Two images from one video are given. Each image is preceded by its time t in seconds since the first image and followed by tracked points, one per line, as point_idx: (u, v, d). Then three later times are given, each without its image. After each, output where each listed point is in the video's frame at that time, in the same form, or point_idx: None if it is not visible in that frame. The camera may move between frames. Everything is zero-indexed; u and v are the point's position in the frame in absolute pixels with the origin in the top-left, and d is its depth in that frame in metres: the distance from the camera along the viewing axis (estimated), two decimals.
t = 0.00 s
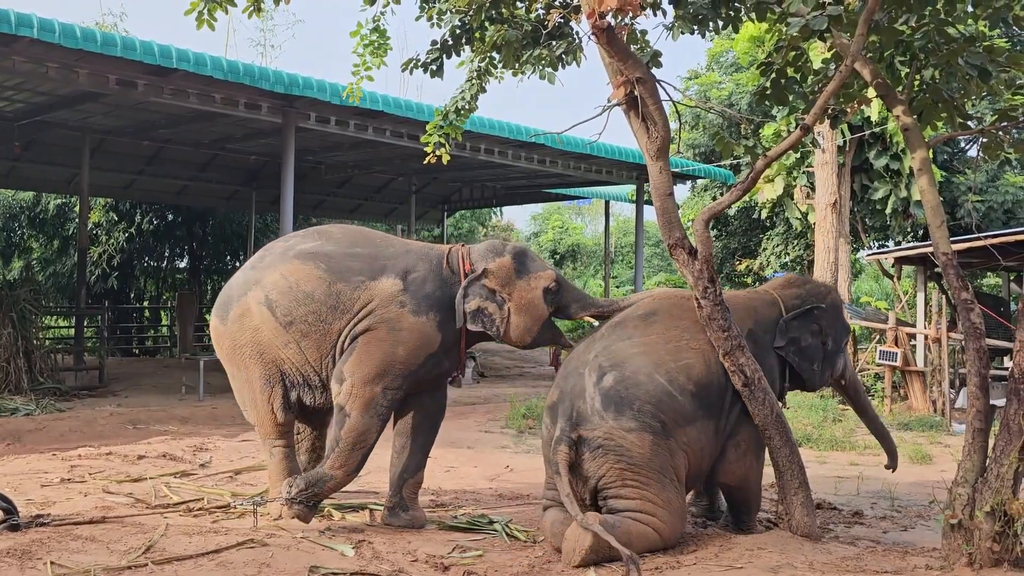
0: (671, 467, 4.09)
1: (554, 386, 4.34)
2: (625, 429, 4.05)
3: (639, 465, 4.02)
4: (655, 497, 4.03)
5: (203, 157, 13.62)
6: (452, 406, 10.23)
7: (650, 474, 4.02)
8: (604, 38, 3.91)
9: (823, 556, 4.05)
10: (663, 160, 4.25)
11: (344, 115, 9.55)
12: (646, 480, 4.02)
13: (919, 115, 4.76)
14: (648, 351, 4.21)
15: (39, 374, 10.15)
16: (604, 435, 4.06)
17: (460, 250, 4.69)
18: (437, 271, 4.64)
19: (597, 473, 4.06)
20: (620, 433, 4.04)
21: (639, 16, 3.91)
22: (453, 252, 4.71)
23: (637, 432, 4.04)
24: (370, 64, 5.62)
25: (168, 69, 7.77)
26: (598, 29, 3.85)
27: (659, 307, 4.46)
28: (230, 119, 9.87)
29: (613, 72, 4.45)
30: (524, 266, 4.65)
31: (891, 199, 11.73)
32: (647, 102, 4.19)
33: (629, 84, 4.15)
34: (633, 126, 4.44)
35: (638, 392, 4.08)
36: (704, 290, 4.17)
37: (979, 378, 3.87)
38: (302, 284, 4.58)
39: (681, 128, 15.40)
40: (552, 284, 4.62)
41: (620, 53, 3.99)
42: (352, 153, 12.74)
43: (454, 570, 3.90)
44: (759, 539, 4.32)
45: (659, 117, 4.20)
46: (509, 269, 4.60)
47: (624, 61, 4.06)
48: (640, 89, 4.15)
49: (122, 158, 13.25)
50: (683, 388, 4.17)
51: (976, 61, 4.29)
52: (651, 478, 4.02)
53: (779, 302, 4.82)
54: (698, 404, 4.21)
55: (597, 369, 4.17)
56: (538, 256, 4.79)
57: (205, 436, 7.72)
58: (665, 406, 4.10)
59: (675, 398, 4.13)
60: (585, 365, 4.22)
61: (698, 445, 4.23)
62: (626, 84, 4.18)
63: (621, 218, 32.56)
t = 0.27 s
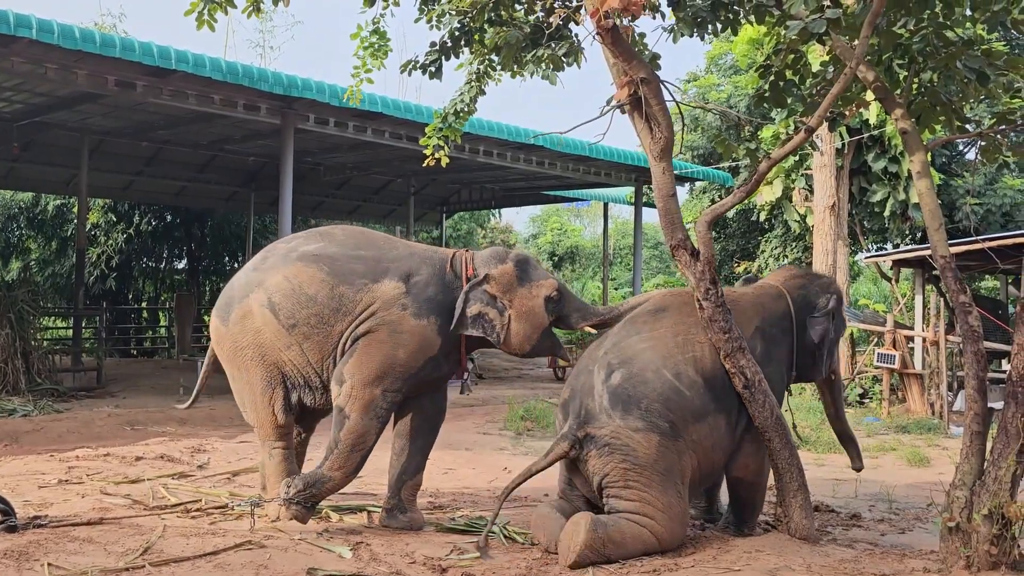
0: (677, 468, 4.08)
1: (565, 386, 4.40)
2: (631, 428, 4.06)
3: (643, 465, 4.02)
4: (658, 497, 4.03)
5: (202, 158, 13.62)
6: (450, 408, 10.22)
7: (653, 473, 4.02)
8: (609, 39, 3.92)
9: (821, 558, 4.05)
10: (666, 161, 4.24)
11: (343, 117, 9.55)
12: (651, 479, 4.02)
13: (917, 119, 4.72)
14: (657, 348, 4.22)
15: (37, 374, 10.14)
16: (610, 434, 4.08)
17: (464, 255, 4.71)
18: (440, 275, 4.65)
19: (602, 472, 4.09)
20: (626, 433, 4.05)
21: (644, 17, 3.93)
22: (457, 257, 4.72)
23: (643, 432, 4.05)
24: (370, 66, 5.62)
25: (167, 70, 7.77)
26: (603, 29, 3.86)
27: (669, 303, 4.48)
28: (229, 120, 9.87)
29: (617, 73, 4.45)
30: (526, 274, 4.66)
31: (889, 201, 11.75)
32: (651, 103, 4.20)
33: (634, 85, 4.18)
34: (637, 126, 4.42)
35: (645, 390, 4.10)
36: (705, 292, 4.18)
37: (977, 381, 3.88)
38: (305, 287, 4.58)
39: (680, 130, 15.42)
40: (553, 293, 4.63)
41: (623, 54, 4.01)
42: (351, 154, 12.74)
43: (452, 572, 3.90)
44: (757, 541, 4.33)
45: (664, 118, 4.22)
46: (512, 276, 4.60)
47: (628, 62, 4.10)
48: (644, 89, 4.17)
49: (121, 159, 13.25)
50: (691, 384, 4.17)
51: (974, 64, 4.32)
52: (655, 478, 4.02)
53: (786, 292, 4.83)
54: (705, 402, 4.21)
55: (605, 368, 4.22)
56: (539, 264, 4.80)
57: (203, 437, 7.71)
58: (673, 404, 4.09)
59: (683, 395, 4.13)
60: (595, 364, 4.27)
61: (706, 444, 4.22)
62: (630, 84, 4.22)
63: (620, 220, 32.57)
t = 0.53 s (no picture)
0: (681, 472, 4.09)
1: (567, 383, 4.32)
2: (642, 432, 4.04)
3: (650, 470, 4.02)
4: (662, 502, 4.03)
5: (199, 158, 13.61)
6: (447, 408, 10.21)
7: (660, 479, 4.02)
8: (609, 39, 3.96)
9: (818, 560, 4.05)
10: (664, 162, 4.22)
11: (342, 117, 9.54)
12: (656, 483, 4.02)
13: (915, 121, 4.71)
14: (664, 351, 4.22)
15: (34, 374, 10.12)
16: (620, 438, 4.04)
17: (461, 254, 4.69)
18: (438, 275, 4.66)
19: (607, 474, 4.05)
20: (637, 437, 4.03)
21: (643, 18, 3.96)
22: (454, 256, 4.72)
23: (653, 437, 4.03)
24: (368, 67, 5.61)
25: (165, 70, 7.76)
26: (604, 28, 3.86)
27: (670, 305, 4.44)
28: (227, 120, 9.86)
29: (616, 73, 4.41)
30: (523, 272, 4.64)
31: (887, 203, 11.76)
32: (651, 103, 4.22)
33: (634, 84, 4.21)
34: (636, 127, 4.36)
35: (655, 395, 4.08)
36: (703, 293, 4.17)
37: (974, 383, 3.88)
38: (303, 287, 4.58)
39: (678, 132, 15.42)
40: (550, 291, 4.58)
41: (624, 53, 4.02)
42: (350, 155, 12.73)
43: (449, 573, 3.90)
44: (755, 543, 4.33)
45: (663, 118, 4.22)
46: (507, 274, 4.58)
47: (627, 62, 4.14)
48: (644, 90, 4.20)
49: (119, 159, 13.24)
50: (699, 391, 4.18)
51: (973, 66, 4.32)
52: (661, 483, 4.02)
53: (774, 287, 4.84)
54: (710, 406, 4.22)
55: (614, 370, 4.17)
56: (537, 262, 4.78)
57: (200, 438, 7.70)
58: (683, 410, 4.10)
59: (692, 401, 4.14)
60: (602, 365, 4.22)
61: (708, 448, 4.23)
62: (630, 85, 4.25)
63: (618, 222, 32.57)
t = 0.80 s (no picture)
0: (681, 472, 4.10)
1: (566, 385, 4.31)
2: (644, 431, 4.04)
3: (653, 469, 4.02)
4: (663, 502, 4.03)
5: (199, 158, 13.62)
6: (447, 409, 10.21)
7: (661, 478, 4.02)
8: (603, 42, 3.98)
9: (818, 562, 4.06)
10: (661, 164, 4.26)
11: (342, 118, 9.54)
12: (657, 483, 4.02)
13: (915, 124, 4.71)
14: (666, 352, 4.24)
15: (33, 374, 10.11)
16: (622, 437, 4.04)
17: (451, 250, 4.69)
18: (430, 274, 4.63)
19: (610, 475, 4.04)
20: (640, 436, 4.03)
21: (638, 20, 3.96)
22: (445, 252, 4.71)
23: (656, 436, 4.04)
24: (367, 66, 5.61)
25: (165, 70, 7.76)
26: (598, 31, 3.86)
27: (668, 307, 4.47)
28: (227, 120, 9.86)
29: (612, 76, 4.41)
30: (514, 264, 4.65)
31: (887, 205, 11.78)
32: (646, 106, 4.20)
33: (628, 88, 4.14)
34: (631, 130, 4.42)
35: (659, 395, 4.10)
36: (700, 295, 4.17)
37: (973, 385, 3.88)
38: (293, 289, 4.57)
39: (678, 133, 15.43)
40: (542, 282, 4.59)
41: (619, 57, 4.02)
42: (350, 155, 12.73)
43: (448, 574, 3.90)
44: (755, 544, 4.33)
45: (657, 122, 4.21)
46: (497, 266, 4.61)
47: (622, 67, 4.10)
48: (639, 93, 4.16)
49: (119, 159, 13.24)
50: (701, 391, 4.21)
51: (972, 68, 4.33)
52: (662, 483, 4.02)
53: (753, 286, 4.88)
54: (710, 406, 4.25)
55: (617, 371, 4.18)
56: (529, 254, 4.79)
57: (199, 438, 7.69)
58: (685, 409, 4.11)
59: (694, 400, 4.16)
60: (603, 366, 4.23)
61: (708, 448, 4.25)
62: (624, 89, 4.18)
63: (618, 223, 32.57)
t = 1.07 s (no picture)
0: (684, 463, 4.11)
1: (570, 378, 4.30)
2: (650, 422, 4.05)
3: (656, 461, 4.02)
4: (664, 494, 4.03)
5: (199, 158, 13.62)
6: (446, 409, 10.21)
7: (665, 470, 4.03)
8: (603, 43, 3.97)
9: (816, 562, 4.06)
10: (660, 165, 4.26)
11: (342, 117, 9.54)
12: (660, 474, 4.02)
13: (914, 124, 4.75)
14: (669, 344, 4.27)
15: (32, 373, 10.11)
16: (628, 428, 4.03)
17: (432, 245, 4.65)
18: (413, 268, 4.61)
19: (615, 467, 4.03)
20: (645, 426, 4.03)
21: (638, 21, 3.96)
22: (427, 247, 4.68)
23: (661, 426, 4.04)
24: (365, 64, 5.62)
25: (165, 69, 7.76)
26: (597, 32, 3.90)
27: (666, 303, 4.55)
28: (227, 120, 9.86)
29: (611, 76, 4.42)
30: (492, 252, 4.55)
31: (887, 206, 11.77)
32: (646, 107, 4.20)
33: (629, 88, 4.16)
34: (631, 131, 4.40)
35: (665, 386, 4.11)
36: (699, 295, 4.17)
37: (973, 386, 3.88)
38: (281, 288, 4.60)
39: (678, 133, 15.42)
40: (521, 268, 4.48)
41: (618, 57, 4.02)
42: (349, 155, 12.73)
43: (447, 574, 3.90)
44: (754, 545, 4.33)
45: (657, 123, 4.21)
46: (472, 257, 4.49)
47: (622, 67, 4.09)
48: (639, 93, 4.16)
49: (119, 158, 13.24)
50: (703, 382, 4.24)
51: (972, 69, 4.32)
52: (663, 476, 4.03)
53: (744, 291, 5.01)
54: (712, 397, 4.29)
55: (623, 362, 4.18)
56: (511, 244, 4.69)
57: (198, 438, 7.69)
58: (689, 400, 4.14)
59: (697, 391, 4.18)
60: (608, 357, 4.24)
61: (706, 443, 4.27)
62: (625, 89, 4.19)
63: (618, 223, 32.57)
